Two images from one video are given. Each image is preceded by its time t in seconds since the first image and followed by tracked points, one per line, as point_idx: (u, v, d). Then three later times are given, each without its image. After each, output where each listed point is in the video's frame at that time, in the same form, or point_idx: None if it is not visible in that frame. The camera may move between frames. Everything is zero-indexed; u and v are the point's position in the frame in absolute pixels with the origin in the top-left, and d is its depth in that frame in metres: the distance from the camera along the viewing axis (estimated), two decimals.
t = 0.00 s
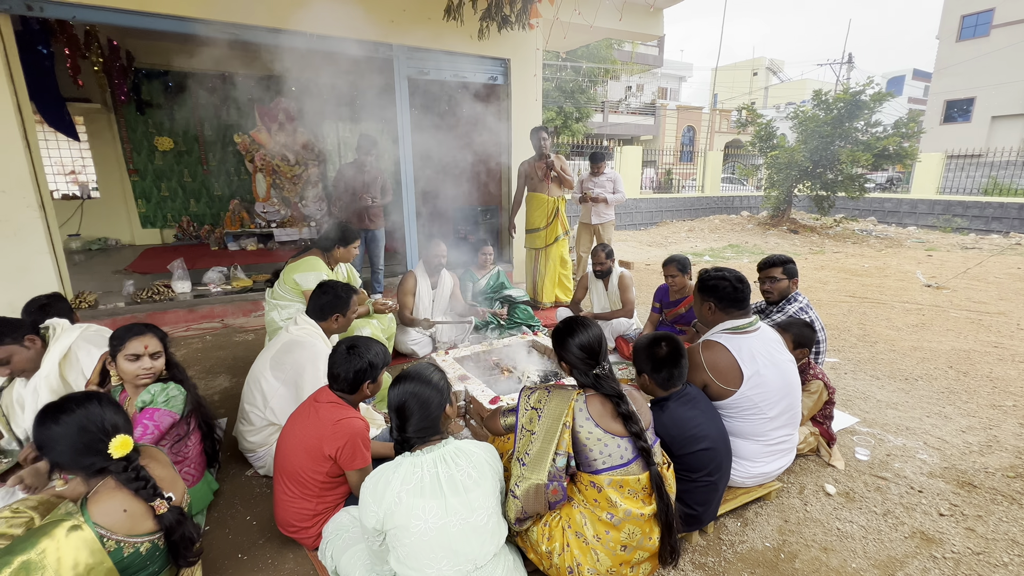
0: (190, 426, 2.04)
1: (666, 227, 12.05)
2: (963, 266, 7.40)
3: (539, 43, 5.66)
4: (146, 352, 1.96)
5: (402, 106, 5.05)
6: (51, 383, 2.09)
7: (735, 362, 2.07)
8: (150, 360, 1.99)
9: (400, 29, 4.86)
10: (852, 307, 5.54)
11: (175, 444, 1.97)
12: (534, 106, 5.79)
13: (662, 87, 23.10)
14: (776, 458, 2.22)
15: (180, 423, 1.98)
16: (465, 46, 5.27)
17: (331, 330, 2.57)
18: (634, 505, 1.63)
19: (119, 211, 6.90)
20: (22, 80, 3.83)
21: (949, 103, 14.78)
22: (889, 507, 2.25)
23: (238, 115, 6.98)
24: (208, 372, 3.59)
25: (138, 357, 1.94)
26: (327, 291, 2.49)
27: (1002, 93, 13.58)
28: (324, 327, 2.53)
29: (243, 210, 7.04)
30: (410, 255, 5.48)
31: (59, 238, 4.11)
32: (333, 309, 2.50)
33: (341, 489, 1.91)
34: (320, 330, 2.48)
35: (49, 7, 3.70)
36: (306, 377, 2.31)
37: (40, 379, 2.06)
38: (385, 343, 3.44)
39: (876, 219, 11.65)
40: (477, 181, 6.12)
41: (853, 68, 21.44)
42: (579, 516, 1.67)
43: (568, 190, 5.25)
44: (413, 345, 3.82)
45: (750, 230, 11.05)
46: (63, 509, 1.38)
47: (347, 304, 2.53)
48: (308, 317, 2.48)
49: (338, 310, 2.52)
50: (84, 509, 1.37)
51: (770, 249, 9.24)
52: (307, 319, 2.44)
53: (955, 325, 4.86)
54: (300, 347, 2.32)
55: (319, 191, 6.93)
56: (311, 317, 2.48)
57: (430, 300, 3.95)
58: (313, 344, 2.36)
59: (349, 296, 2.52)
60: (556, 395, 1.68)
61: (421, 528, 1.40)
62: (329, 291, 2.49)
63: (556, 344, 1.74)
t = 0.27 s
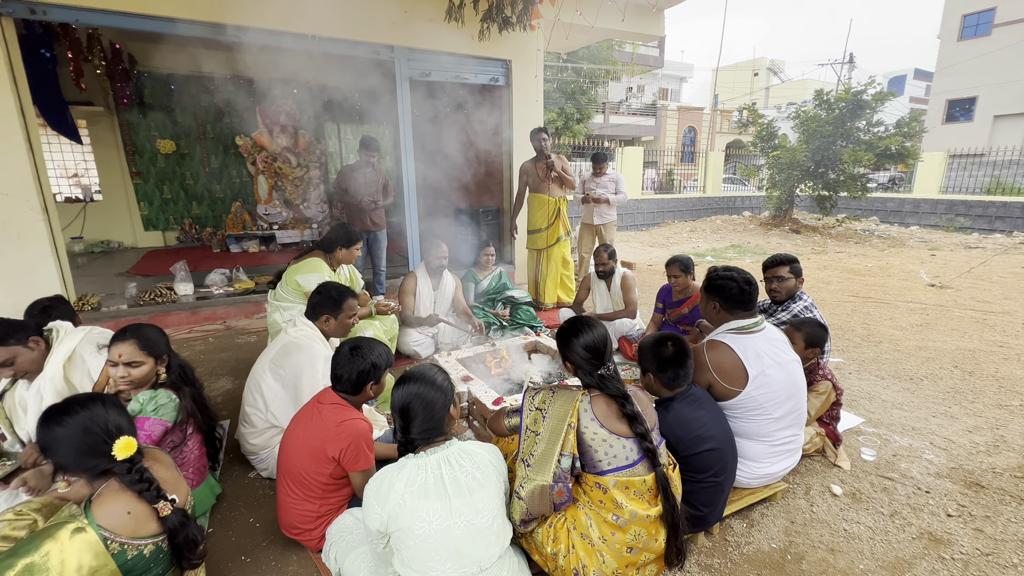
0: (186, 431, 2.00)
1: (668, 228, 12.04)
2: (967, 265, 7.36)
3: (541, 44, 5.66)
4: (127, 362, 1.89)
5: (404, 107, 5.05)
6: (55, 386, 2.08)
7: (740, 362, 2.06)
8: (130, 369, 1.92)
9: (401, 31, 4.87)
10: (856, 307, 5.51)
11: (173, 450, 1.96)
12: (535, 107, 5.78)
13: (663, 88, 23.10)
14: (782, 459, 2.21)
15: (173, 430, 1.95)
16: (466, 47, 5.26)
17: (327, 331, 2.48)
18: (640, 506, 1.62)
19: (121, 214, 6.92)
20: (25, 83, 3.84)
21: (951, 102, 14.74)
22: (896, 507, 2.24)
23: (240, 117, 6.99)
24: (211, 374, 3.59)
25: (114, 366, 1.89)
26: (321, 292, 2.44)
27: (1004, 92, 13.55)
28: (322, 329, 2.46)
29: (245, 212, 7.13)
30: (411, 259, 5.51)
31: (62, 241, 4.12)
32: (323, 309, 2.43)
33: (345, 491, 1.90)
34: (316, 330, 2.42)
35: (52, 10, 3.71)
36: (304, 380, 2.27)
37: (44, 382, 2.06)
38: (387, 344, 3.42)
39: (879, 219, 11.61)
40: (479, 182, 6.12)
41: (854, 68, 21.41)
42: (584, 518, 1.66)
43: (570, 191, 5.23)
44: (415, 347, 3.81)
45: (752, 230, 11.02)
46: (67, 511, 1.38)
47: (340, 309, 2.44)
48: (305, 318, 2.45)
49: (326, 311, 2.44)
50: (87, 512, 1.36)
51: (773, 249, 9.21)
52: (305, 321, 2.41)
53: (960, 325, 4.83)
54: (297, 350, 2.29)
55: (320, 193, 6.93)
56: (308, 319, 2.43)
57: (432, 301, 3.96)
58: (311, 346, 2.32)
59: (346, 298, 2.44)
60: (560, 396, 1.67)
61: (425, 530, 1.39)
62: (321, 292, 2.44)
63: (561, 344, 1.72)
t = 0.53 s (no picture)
0: (171, 444, 1.96)
1: (667, 230, 12.06)
2: (965, 267, 7.38)
3: (539, 48, 5.69)
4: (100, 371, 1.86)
5: (403, 111, 5.06)
6: (54, 391, 2.09)
7: (738, 364, 2.06)
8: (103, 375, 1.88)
9: (400, 36, 4.89)
10: (855, 308, 5.53)
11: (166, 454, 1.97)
12: (533, 110, 5.81)
13: (661, 92, 23.20)
14: (781, 461, 2.21)
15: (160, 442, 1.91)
16: (465, 51, 5.28)
17: (323, 334, 2.47)
18: (638, 509, 1.62)
19: (121, 219, 6.92)
20: (25, 89, 3.85)
21: (948, 104, 14.81)
22: (896, 509, 2.24)
23: (239, 122, 7.01)
24: (210, 379, 3.59)
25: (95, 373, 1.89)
26: (316, 295, 2.46)
27: (1001, 95, 13.61)
28: (317, 334, 2.47)
29: (244, 216, 7.17)
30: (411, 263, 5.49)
31: (61, 246, 4.12)
32: (315, 313, 2.43)
33: (344, 494, 1.90)
34: (311, 335, 2.44)
35: (52, 16, 3.73)
36: (300, 386, 2.25)
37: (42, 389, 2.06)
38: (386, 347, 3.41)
39: (877, 221, 11.64)
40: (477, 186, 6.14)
41: (852, 70, 21.50)
42: (583, 520, 1.66)
43: (568, 194, 5.24)
44: (415, 350, 3.77)
45: (751, 232, 11.04)
46: (66, 516, 1.38)
47: (333, 312, 2.45)
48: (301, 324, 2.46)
49: (319, 316, 2.45)
50: (87, 516, 1.36)
51: (771, 251, 9.23)
52: (301, 325, 2.43)
53: (958, 326, 4.84)
54: (293, 355, 2.29)
55: (319, 197, 7.10)
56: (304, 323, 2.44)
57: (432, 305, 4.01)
58: (307, 351, 2.31)
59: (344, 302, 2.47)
60: (559, 399, 1.67)
61: (425, 533, 1.39)
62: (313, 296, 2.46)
63: (559, 347, 1.73)
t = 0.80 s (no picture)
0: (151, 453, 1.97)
1: (666, 232, 12.06)
2: (965, 268, 7.37)
3: (538, 50, 5.69)
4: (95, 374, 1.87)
5: (402, 114, 5.07)
6: (54, 396, 2.08)
7: (739, 365, 2.06)
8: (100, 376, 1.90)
9: (400, 39, 4.91)
10: (855, 309, 5.52)
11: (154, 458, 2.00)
12: (533, 112, 5.81)
13: (660, 94, 23.25)
14: (781, 463, 2.20)
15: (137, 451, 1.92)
16: (464, 53, 5.29)
17: (318, 339, 2.44)
18: (639, 511, 1.62)
19: (120, 222, 6.93)
20: (25, 93, 3.86)
21: (947, 105, 14.83)
22: (897, 511, 2.23)
23: (239, 125, 7.03)
24: (209, 382, 3.58)
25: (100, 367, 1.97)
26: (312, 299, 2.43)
27: (1000, 96, 13.64)
28: (312, 338, 2.44)
29: (244, 218, 7.02)
30: (410, 267, 5.48)
31: (61, 249, 4.12)
32: (308, 317, 2.40)
33: (344, 497, 1.90)
34: (307, 338, 2.42)
35: (52, 20, 3.74)
36: (296, 390, 2.25)
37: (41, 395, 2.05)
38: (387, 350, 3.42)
39: (877, 222, 11.64)
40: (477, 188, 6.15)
41: (851, 72, 21.53)
42: (584, 523, 1.66)
43: (568, 197, 5.23)
44: (414, 353, 3.80)
45: (750, 234, 11.05)
46: (65, 519, 1.38)
47: (327, 317, 2.40)
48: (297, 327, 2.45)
49: (311, 320, 2.41)
50: (85, 520, 1.36)
51: (771, 253, 9.23)
52: (297, 329, 2.42)
53: (959, 327, 4.84)
54: (289, 360, 2.28)
55: (319, 200, 7.09)
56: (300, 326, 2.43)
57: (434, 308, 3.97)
58: (302, 356, 2.30)
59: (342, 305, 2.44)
60: (559, 401, 1.67)
61: (424, 536, 1.39)
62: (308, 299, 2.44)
63: (559, 349, 1.72)
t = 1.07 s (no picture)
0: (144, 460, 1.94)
1: (666, 233, 12.08)
2: (964, 268, 7.38)
3: (537, 52, 5.70)
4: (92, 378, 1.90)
5: (401, 115, 5.07)
6: (53, 399, 2.08)
7: (737, 366, 2.06)
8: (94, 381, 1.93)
9: (399, 40, 4.92)
10: (854, 311, 5.53)
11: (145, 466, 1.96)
12: (533, 114, 5.81)
13: (660, 95, 23.29)
14: (780, 463, 2.20)
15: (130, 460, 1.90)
16: (464, 55, 5.30)
17: (315, 341, 2.45)
18: (638, 513, 1.62)
19: (119, 224, 6.92)
20: (25, 95, 3.86)
21: (946, 107, 14.85)
22: (896, 512, 2.23)
23: (239, 126, 7.03)
24: (208, 384, 3.57)
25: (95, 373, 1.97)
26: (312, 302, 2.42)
27: (998, 97, 13.67)
28: (308, 341, 2.44)
29: (244, 220, 7.00)
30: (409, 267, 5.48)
31: (60, 251, 4.12)
32: (306, 320, 2.41)
33: (343, 499, 1.90)
34: (303, 341, 2.41)
35: (51, 22, 3.75)
36: (292, 393, 2.24)
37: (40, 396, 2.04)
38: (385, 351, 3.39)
39: (875, 223, 11.66)
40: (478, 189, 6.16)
41: (850, 74, 21.56)
42: (583, 524, 1.65)
43: (568, 198, 5.24)
44: (413, 354, 3.78)
45: (749, 235, 11.06)
46: (62, 521, 1.37)
47: (326, 322, 2.41)
48: (293, 330, 2.43)
49: (309, 323, 2.42)
50: (82, 522, 1.36)
51: (770, 254, 9.23)
52: (293, 332, 2.41)
53: (958, 328, 4.84)
54: (285, 363, 2.27)
55: (319, 201, 7.09)
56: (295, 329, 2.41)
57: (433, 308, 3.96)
58: (298, 359, 2.29)
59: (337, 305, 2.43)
60: (558, 402, 1.67)
61: (424, 537, 1.39)
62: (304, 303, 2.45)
63: (557, 351, 1.73)
